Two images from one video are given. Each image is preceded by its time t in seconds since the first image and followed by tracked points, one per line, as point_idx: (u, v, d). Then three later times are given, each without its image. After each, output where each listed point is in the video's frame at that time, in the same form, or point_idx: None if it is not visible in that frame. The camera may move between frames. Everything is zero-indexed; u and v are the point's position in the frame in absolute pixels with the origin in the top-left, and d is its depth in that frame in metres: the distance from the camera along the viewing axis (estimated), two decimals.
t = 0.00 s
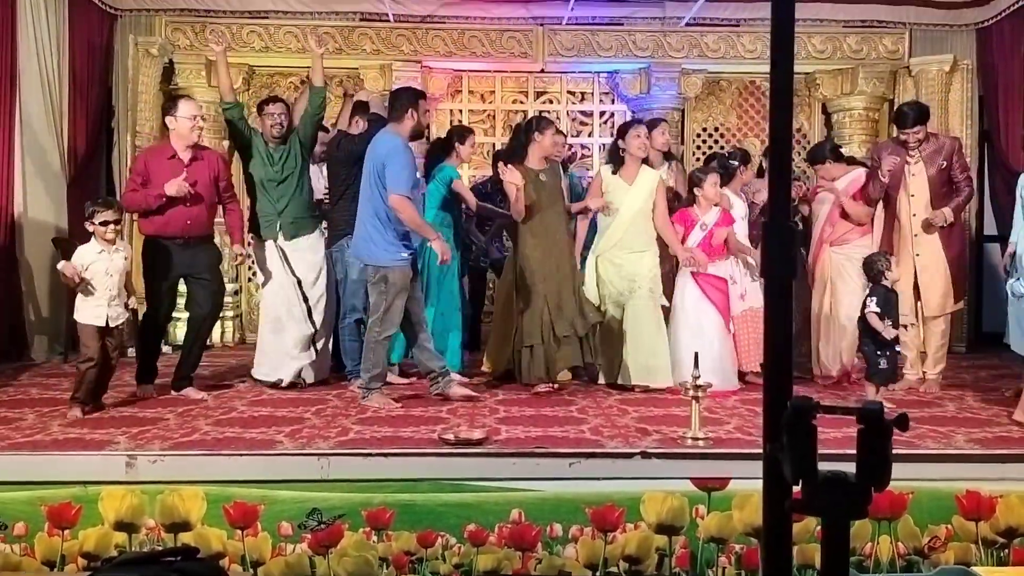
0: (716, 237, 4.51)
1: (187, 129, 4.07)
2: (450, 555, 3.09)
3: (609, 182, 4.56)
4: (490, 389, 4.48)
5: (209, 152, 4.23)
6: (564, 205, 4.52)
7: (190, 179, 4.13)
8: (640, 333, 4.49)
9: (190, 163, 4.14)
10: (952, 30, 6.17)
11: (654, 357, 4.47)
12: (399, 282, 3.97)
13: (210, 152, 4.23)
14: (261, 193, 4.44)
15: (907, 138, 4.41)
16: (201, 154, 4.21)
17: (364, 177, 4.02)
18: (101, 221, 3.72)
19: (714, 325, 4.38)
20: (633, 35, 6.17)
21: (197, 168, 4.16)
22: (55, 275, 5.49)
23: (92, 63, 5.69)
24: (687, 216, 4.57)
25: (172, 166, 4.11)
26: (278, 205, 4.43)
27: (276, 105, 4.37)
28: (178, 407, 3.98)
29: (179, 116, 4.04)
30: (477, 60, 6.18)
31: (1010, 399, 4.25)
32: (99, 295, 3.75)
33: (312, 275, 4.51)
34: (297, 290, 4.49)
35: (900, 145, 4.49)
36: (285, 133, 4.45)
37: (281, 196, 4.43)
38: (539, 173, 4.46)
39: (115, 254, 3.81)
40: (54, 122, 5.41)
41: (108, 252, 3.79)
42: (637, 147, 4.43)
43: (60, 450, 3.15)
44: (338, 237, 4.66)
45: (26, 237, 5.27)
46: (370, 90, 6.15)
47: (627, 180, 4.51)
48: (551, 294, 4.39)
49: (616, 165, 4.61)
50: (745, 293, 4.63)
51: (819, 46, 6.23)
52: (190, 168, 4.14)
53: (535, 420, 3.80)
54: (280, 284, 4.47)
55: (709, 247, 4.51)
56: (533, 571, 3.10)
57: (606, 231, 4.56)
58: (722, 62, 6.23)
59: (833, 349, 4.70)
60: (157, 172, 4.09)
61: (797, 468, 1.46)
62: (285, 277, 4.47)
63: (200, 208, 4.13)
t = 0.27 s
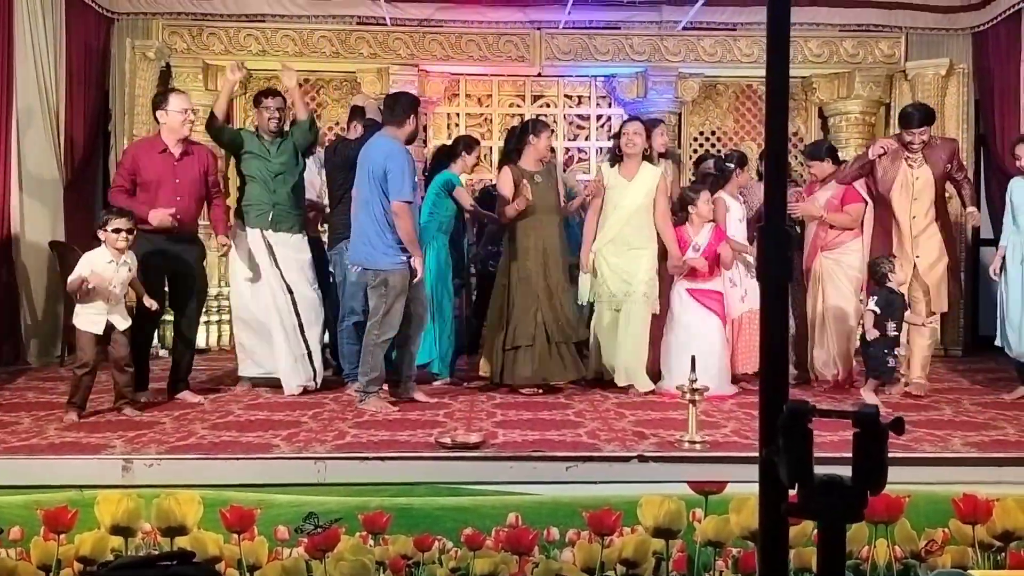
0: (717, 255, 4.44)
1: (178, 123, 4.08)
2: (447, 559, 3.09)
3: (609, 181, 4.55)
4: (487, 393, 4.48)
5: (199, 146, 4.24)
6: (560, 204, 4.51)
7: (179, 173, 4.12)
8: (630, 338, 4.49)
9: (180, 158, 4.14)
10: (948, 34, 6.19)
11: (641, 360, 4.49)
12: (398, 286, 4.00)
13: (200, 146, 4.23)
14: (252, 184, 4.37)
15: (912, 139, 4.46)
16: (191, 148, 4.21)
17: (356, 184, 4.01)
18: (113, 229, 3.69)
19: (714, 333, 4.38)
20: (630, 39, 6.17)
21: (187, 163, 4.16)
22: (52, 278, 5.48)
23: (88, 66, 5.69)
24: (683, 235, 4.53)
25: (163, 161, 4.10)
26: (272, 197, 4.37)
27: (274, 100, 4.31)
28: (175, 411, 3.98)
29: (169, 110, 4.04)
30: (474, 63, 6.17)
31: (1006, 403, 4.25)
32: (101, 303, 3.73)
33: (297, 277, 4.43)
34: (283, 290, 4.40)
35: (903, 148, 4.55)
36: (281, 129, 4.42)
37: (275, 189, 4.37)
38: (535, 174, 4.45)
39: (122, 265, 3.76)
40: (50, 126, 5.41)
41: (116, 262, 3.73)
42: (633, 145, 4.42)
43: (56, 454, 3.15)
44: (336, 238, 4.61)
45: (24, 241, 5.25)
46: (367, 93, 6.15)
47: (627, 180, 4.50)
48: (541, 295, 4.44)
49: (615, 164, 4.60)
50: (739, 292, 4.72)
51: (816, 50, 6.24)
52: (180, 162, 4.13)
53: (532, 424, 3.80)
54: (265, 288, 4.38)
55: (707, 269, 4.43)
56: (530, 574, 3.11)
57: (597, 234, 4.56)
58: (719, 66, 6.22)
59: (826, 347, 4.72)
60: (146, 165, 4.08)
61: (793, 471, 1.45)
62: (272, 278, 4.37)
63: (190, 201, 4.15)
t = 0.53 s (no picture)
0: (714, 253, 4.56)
1: (170, 131, 4.07)
2: (445, 567, 3.08)
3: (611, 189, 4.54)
4: (485, 400, 4.48)
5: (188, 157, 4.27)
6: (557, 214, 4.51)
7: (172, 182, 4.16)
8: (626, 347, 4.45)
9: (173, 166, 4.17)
10: (945, 42, 6.22)
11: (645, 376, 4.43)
12: (404, 294, 4.00)
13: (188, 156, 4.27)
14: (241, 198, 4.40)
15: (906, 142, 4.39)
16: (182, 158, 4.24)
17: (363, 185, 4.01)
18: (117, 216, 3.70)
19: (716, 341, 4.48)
20: (628, 46, 6.18)
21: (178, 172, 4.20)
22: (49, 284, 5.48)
23: (87, 73, 5.70)
24: (689, 230, 4.58)
25: (157, 169, 4.12)
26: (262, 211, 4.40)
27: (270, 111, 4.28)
28: (173, 419, 3.97)
29: (162, 118, 4.02)
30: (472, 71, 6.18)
31: (1004, 410, 4.26)
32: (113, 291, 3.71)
33: (280, 287, 4.40)
34: (265, 302, 4.39)
35: (900, 152, 4.49)
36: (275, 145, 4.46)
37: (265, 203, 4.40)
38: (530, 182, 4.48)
39: (126, 250, 3.75)
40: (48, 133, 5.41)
41: (120, 246, 3.73)
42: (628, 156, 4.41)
43: (53, 462, 3.14)
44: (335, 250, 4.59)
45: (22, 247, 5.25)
46: (365, 101, 6.17)
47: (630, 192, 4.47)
48: (535, 305, 4.44)
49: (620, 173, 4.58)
50: (737, 302, 4.73)
51: (812, 58, 6.22)
52: (173, 171, 4.16)
53: (530, 432, 3.79)
54: (249, 296, 4.38)
55: (704, 261, 4.51)
56: None
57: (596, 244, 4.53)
58: (717, 73, 6.24)
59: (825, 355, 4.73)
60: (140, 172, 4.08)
61: (791, 480, 1.45)
62: (257, 290, 4.37)
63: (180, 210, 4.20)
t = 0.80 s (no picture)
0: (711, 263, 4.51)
1: (168, 148, 4.07)
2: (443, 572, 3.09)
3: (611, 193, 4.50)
4: (482, 405, 4.47)
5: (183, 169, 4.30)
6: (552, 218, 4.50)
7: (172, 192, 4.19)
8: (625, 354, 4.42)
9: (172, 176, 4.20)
10: (942, 47, 6.22)
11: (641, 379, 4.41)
12: (400, 293, 3.99)
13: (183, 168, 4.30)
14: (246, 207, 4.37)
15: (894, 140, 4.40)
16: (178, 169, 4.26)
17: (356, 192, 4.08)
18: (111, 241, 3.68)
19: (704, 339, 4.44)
20: (626, 51, 6.18)
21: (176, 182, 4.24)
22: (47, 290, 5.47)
23: (84, 78, 5.70)
24: (688, 236, 4.48)
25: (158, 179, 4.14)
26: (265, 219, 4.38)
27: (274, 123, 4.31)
28: (169, 423, 3.96)
29: (161, 134, 4.03)
30: (470, 75, 6.18)
31: (1001, 415, 4.26)
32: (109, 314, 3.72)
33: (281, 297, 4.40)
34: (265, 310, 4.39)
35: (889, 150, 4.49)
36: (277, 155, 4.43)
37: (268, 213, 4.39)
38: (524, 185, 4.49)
39: (123, 272, 3.75)
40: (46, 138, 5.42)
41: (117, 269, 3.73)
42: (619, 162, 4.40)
43: (49, 466, 3.13)
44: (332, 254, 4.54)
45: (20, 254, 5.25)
46: (363, 105, 6.17)
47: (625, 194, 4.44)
48: (535, 313, 4.41)
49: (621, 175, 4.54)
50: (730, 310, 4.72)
51: (810, 63, 6.22)
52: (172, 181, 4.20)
53: (528, 436, 3.79)
54: (250, 301, 4.37)
55: (702, 270, 4.48)
56: None
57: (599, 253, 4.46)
58: (714, 78, 6.24)
59: (827, 361, 4.70)
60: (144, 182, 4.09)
61: (785, 486, 1.44)
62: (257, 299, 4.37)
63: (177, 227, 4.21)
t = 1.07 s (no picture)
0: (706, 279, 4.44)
1: (167, 139, 4.06)
2: (438, 571, 3.08)
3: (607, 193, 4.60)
4: (479, 404, 4.47)
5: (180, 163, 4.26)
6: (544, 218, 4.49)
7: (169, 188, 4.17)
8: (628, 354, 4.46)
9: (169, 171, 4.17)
10: (940, 48, 6.24)
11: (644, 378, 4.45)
12: (370, 295, 4.01)
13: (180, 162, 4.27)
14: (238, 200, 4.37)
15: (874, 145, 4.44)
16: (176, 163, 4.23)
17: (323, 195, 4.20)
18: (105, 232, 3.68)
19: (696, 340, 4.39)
20: (623, 50, 6.18)
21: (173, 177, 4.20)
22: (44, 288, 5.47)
23: (81, 76, 5.70)
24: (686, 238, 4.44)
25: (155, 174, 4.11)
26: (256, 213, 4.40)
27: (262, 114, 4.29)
28: (166, 421, 3.96)
29: (161, 125, 4.02)
30: (467, 74, 6.18)
31: (997, 415, 4.26)
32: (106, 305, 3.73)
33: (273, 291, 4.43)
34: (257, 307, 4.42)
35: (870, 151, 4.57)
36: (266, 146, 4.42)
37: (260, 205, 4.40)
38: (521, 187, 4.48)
39: (115, 263, 3.74)
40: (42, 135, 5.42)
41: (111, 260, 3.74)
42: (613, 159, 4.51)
43: (44, 465, 3.13)
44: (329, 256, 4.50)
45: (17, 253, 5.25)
46: (360, 104, 6.16)
47: (614, 191, 4.54)
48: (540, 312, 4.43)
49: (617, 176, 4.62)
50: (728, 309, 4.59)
51: (807, 63, 6.22)
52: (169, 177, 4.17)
53: (524, 435, 3.79)
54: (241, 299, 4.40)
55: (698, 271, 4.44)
56: None
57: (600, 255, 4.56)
58: (712, 77, 6.24)
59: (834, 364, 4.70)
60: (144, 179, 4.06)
61: (782, 486, 1.44)
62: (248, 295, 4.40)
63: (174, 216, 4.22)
